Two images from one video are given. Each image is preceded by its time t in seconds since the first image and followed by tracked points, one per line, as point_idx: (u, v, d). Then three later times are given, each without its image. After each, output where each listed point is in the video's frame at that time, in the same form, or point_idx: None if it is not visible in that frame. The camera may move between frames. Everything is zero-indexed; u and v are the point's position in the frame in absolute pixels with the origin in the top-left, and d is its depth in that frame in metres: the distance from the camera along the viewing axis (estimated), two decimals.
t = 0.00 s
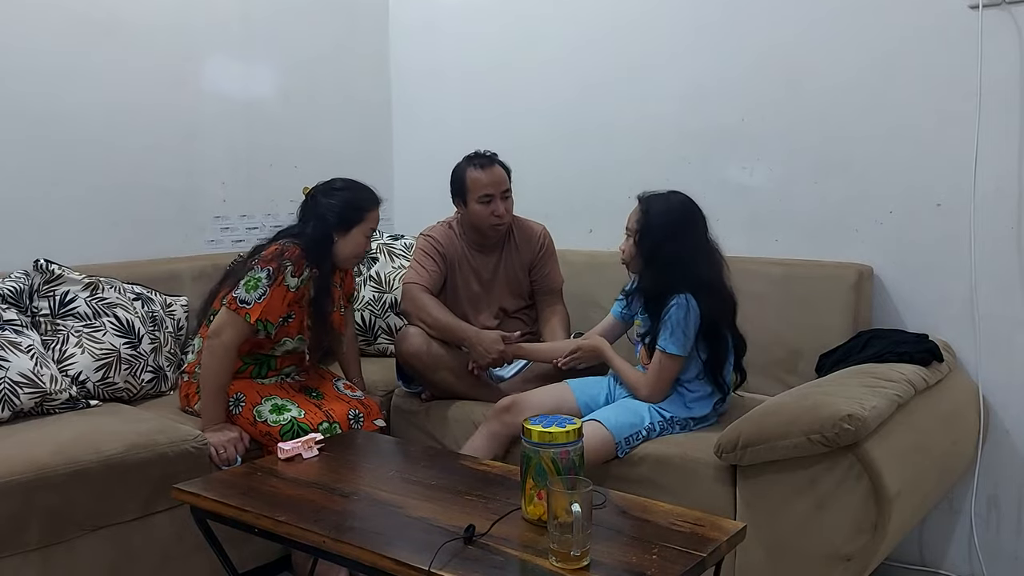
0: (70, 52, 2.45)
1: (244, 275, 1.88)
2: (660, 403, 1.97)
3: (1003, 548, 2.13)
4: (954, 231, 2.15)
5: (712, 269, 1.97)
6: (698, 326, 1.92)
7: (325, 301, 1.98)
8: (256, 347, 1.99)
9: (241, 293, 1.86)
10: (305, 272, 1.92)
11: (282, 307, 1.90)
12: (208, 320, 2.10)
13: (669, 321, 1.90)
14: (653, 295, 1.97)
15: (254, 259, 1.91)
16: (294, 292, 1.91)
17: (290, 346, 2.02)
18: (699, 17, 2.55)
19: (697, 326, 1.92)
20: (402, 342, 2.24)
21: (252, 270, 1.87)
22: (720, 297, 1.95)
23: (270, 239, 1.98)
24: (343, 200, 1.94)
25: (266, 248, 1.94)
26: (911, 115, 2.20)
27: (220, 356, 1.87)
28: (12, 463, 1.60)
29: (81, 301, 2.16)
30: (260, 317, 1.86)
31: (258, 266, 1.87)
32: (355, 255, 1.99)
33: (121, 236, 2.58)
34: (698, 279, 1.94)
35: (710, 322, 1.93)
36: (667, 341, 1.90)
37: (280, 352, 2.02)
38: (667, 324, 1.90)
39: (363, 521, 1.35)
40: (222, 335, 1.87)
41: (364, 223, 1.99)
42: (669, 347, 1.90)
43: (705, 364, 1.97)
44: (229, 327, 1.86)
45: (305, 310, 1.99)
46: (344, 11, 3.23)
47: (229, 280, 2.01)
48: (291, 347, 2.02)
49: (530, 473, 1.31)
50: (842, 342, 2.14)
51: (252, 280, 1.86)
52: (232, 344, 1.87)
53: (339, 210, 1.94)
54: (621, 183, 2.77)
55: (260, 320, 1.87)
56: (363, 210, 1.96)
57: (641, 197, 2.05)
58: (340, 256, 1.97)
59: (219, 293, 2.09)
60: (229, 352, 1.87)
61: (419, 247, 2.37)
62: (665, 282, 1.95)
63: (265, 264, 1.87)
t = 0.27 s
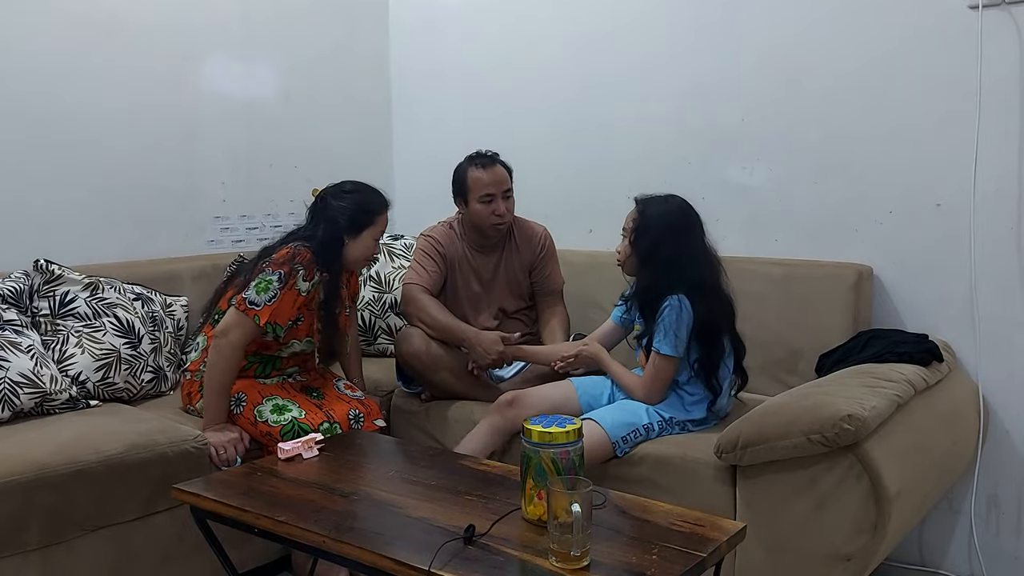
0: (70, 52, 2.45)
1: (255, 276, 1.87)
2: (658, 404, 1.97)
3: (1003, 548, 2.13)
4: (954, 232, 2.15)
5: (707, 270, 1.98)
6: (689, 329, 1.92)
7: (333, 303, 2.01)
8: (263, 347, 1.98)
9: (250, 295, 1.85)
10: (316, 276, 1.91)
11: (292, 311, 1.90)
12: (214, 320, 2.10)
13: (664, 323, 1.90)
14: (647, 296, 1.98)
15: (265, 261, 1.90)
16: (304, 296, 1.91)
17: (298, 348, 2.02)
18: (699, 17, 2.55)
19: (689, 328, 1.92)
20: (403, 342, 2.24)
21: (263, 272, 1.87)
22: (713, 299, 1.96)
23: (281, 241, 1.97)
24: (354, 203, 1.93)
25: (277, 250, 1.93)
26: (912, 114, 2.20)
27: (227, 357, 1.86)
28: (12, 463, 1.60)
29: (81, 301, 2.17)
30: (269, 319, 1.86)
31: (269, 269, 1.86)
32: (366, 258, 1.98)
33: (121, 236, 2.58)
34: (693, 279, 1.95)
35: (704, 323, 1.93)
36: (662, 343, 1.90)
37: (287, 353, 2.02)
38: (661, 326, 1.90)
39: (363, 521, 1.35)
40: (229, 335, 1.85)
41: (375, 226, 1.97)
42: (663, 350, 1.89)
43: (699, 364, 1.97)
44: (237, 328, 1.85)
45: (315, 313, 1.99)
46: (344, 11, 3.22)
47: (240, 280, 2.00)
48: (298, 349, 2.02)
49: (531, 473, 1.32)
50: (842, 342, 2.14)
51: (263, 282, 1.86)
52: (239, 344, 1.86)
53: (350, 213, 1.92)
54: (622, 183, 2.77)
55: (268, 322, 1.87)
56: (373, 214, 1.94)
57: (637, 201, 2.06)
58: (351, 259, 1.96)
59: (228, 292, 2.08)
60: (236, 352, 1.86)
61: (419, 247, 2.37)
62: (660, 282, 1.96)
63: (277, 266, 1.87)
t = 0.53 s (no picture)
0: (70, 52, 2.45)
1: (262, 278, 1.87)
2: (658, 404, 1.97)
3: (1003, 548, 2.13)
4: (954, 232, 2.15)
5: (703, 267, 1.98)
6: (688, 325, 1.92)
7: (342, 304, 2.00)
8: (268, 348, 1.98)
9: (257, 296, 1.85)
10: (324, 279, 1.91)
11: (299, 314, 1.90)
12: (219, 318, 2.11)
13: (662, 321, 1.90)
14: (644, 293, 1.97)
15: (272, 263, 1.90)
16: (312, 299, 1.91)
17: (303, 350, 2.02)
18: (699, 17, 2.55)
19: (688, 325, 1.92)
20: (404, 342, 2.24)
21: (271, 274, 1.86)
22: (709, 296, 1.96)
23: (287, 242, 1.97)
24: (361, 205, 1.93)
25: (284, 252, 1.92)
26: (912, 113, 2.20)
27: (231, 356, 1.85)
28: (12, 464, 1.59)
29: (81, 301, 2.17)
30: (276, 321, 1.87)
31: (277, 271, 1.86)
32: (373, 259, 1.98)
33: (121, 236, 2.58)
34: (689, 277, 1.95)
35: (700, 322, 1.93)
36: (661, 342, 1.89)
37: (291, 354, 2.02)
38: (659, 325, 1.90)
39: (362, 521, 1.35)
40: (235, 335, 1.85)
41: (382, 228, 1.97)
42: (662, 348, 1.89)
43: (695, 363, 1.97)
44: (243, 328, 1.85)
45: (321, 314, 1.99)
46: (344, 11, 3.22)
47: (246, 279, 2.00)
48: (303, 350, 2.02)
49: (530, 473, 1.32)
50: (842, 342, 2.14)
51: (271, 284, 1.86)
52: (245, 344, 1.85)
53: (358, 215, 1.92)
54: (622, 183, 2.77)
55: (275, 325, 1.87)
56: (380, 216, 1.94)
57: (634, 198, 2.06)
58: (358, 261, 1.96)
59: (235, 291, 2.08)
60: (242, 352, 1.86)
61: (422, 246, 2.37)
62: (657, 280, 1.96)
63: (285, 269, 1.86)
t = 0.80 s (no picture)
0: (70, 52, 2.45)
1: (270, 279, 1.85)
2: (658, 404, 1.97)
3: (1003, 548, 2.13)
4: (954, 232, 2.15)
5: (697, 268, 1.98)
6: (682, 326, 1.92)
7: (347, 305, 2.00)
8: (272, 348, 1.97)
9: (265, 297, 1.84)
10: (330, 282, 1.91)
11: (305, 316, 1.89)
12: (222, 318, 2.10)
13: (656, 321, 1.90)
14: (639, 293, 1.98)
15: (279, 265, 1.88)
16: (318, 302, 1.91)
17: (307, 350, 2.01)
18: (699, 17, 2.55)
19: (682, 325, 1.91)
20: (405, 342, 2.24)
21: (278, 275, 1.85)
22: (703, 295, 1.95)
23: (290, 246, 1.96)
24: (367, 206, 1.94)
25: (288, 254, 1.91)
26: (913, 114, 2.20)
27: (236, 356, 1.84)
28: (11, 464, 1.59)
29: (81, 301, 2.16)
30: (283, 323, 1.86)
31: (284, 273, 1.85)
32: (377, 260, 2.00)
33: (121, 236, 2.58)
34: (682, 278, 1.95)
35: (697, 320, 1.93)
36: (657, 342, 1.89)
37: (295, 354, 2.01)
38: (654, 325, 1.90)
39: (362, 521, 1.35)
40: (242, 336, 1.83)
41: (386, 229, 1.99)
42: (657, 348, 1.90)
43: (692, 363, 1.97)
44: (250, 329, 1.84)
45: (326, 316, 1.99)
46: (344, 11, 3.22)
47: (252, 280, 1.99)
48: (307, 351, 2.01)
49: (530, 473, 1.32)
50: (842, 342, 2.14)
51: (278, 286, 1.84)
52: (251, 344, 1.84)
53: (364, 216, 1.93)
54: (622, 184, 2.77)
55: (282, 326, 1.86)
56: (385, 217, 1.96)
57: (630, 199, 2.06)
58: (363, 262, 1.97)
59: (240, 291, 2.07)
60: (248, 353, 1.85)
61: (425, 245, 2.37)
62: (650, 281, 1.96)
63: (293, 271, 1.85)
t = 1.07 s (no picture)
0: (70, 52, 2.45)
1: (273, 279, 1.84)
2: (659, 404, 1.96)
3: (1003, 548, 2.13)
4: (954, 232, 2.15)
5: (697, 267, 1.98)
6: (684, 323, 1.92)
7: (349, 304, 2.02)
8: (275, 348, 1.97)
9: (269, 298, 1.83)
10: (335, 283, 1.91)
11: (309, 317, 1.89)
12: (225, 317, 2.10)
13: (657, 320, 1.90)
14: (641, 291, 1.98)
15: (282, 266, 1.87)
16: (322, 303, 1.90)
17: (310, 351, 2.01)
18: (699, 17, 2.55)
19: (684, 322, 1.91)
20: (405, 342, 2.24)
21: (282, 276, 1.84)
22: (702, 293, 1.95)
23: (292, 248, 1.95)
24: (371, 207, 1.95)
25: (292, 255, 1.91)
26: (913, 113, 2.20)
27: (238, 356, 1.84)
28: (11, 463, 1.59)
29: (81, 301, 2.16)
30: (286, 323, 1.86)
31: (288, 274, 1.84)
32: (381, 261, 2.00)
33: (121, 236, 2.58)
34: (682, 276, 1.95)
35: (697, 318, 1.93)
36: (658, 341, 1.90)
37: (297, 355, 2.01)
38: (655, 323, 1.90)
39: (362, 521, 1.34)
40: (244, 337, 1.84)
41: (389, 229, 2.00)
42: (659, 347, 1.90)
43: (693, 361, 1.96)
44: (252, 329, 1.84)
45: (329, 316, 1.99)
46: (344, 11, 3.22)
47: (256, 280, 1.99)
48: (309, 351, 2.02)
49: (530, 473, 1.31)
50: (842, 342, 2.14)
51: (282, 287, 1.84)
52: (253, 345, 1.84)
53: (368, 217, 1.94)
54: (622, 184, 2.77)
55: (285, 327, 1.86)
56: (389, 217, 1.97)
57: (630, 198, 2.06)
58: (366, 263, 1.98)
59: (243, 291, 2.07)
60: (250, 353, 1.85)
61: (425, 245, 2.37)
62: (650, 280, 1.97)
63: (297, 272, 1.84)
